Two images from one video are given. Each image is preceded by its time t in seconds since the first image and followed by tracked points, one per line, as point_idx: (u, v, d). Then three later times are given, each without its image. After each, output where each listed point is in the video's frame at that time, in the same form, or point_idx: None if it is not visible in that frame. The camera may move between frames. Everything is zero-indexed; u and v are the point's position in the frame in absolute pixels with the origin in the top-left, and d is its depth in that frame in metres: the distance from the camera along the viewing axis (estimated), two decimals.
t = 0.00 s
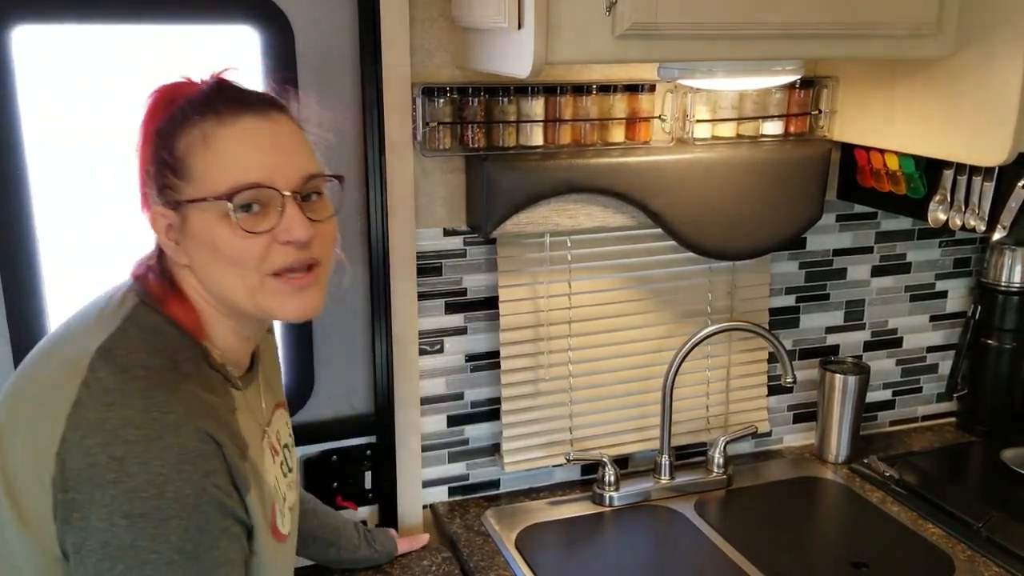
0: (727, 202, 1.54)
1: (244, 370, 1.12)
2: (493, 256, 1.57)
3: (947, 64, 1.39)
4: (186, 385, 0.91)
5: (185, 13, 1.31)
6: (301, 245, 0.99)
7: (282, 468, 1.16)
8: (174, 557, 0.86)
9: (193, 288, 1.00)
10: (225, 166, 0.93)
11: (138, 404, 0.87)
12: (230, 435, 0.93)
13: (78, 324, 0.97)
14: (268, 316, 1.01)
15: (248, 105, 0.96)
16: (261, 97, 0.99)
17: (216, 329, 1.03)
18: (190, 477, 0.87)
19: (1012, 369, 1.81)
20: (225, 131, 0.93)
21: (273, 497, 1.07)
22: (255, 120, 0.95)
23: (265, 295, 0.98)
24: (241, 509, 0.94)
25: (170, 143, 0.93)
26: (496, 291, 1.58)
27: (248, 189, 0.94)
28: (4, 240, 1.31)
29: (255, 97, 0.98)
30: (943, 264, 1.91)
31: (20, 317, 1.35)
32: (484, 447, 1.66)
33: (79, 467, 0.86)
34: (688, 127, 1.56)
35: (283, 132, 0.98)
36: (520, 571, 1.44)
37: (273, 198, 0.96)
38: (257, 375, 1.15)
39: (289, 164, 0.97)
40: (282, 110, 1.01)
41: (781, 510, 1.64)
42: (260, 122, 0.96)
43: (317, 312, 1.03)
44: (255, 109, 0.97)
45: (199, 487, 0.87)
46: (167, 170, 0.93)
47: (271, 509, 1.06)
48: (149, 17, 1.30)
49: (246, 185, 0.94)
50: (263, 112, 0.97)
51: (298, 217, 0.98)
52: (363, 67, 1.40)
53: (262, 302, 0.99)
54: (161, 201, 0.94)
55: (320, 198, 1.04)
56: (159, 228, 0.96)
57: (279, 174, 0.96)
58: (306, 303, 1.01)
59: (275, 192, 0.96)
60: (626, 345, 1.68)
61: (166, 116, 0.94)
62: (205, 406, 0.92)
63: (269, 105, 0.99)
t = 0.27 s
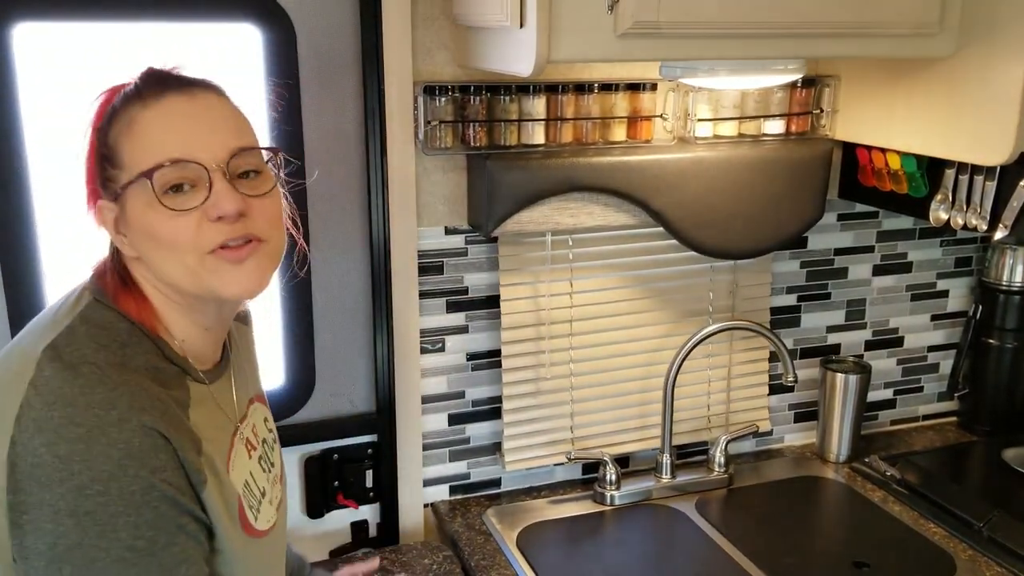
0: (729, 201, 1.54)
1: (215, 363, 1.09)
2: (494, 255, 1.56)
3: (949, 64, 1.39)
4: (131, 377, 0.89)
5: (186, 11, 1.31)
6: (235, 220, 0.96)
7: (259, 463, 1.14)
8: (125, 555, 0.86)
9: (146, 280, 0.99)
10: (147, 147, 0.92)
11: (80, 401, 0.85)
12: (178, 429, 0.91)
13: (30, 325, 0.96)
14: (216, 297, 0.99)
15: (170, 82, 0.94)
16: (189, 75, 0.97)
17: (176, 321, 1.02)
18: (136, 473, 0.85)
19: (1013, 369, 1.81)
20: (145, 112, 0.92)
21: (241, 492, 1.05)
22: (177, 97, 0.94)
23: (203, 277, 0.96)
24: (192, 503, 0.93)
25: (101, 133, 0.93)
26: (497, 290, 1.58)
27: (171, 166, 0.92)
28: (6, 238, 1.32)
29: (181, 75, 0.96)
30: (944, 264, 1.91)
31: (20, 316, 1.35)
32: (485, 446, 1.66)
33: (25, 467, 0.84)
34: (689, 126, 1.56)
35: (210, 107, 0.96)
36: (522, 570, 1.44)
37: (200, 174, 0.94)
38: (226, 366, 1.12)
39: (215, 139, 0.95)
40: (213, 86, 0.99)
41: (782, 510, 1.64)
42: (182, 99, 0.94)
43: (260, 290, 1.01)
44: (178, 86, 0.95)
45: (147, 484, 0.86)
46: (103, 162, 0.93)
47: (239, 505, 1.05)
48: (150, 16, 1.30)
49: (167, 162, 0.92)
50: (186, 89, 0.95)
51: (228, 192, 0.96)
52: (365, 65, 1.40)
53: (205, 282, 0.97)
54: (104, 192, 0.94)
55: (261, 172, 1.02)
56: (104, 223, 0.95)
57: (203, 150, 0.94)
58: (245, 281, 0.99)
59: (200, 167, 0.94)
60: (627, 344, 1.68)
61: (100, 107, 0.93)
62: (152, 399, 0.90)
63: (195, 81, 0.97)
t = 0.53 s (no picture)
0: (730, 200, 1.54)
1: (210, 359, 1.11)
2: (495, 253, 1.56)
3: (951, 62, 1.39)
4: (127, 358, 0.92)
5: (187, 8, 1.31)
6: (236, 222, 0.97)
7: (252, 458, 1.16)
8: (138, 530, 0.89)
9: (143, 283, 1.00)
10: (145, 155, 0.92)
11: (79, 380, 0.87)
12: (176, 407, 0.94)
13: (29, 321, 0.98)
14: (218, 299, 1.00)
15: (160, 87, 0.94)
16: (177, 78, 0.97)
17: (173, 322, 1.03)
18: (140, 449, 0.88)
19: (1014, 369, 1.81)
20: (140, 119, 0.92)
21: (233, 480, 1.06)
22: (170, 101, 0.94)
23: (207, 280, 0.97)
24: (194, 479, 0.96)
25: (96, 140, 0.93)
26: (498, 289, 1.58)
27: (170, 172, 0.93)
28: (6, 237, 1.31)
29: (170, 78, 0.96)
30: (945, 264, 1.90)
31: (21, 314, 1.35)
32: (485, 445, 1.65)
33: (27, 450, 0.86)
34: (690, 125, 1.56)
35: (202, 110, 0.96)
36: (522, 570, 1.44)
37: (199, 178, 0.95)
38: (224, 364, 1.14)
39: (211, 143, 0.96)
40: (202, 88, 0.99)
41: (782, 510, 1.64)
42: (175, 103, 0.94)
43: (264, 291, 1.02)
44: (168, 90, 0.95)
45: (152, 459, 0.89)
46: (100, 169, 0.93)
47: (231, 491, 1.07)
48: (151, 13, 1.29)
49: (166, 169, 0.92)
50: (176, 93, 0.95)
51: (228, 194, 0.96)
52: (366, 62, 1.40)
53: (208, 285, 0.98)
54: (99, 199, 0.94)
55: (253, 170, 1.02)
56: (102, 229, 0.95)
57: (201, 154, 0.95)
58: (250, 282, 1.00)
59: (199, 171, 0.95)
60: (628, 343, 1.68)
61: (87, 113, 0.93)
62: (150, 378, 0.92)
63: (184, 84, 0.97)
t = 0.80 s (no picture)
0: (731, 199, 1.53)
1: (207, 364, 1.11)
2: (496, 253, 1.56)
3: (954, 62, 1.39)
4: (114, 362, 0.91)
5: (188, 7, 1.31)
6: (224, 245, 0.96)
7: (249, 464, 1.15)
8: (130, 534, 0.88)
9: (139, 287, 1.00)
10: (141, 165, 0.92)
11: (64, 385, 0.87)
12: (165, 411, 0.93)
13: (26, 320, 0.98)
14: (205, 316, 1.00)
15: (166, 95, 0.93)
16: (188, 84, 0.96)
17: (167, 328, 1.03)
18: (127, 454, 0.87)
19: (1015, 369, 1.81)
20: (140, 128, 0.91)
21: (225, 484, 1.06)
22: (173, 112, 0.93)
23: (191, 299, 0.97)
24: (187, 483, 0.95)
25: (98, 142, 0.93)
26: (498, 288, 1.58)
27: (161, 188, 0.92)
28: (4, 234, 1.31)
29: (180, 85, 0.95)
30: (946, 264, 1.90)
31: (20, 313, 1.35)
32: (486, 444, 1.65)
33: (16, 454, 0.86)
34: (692, 124, 1.56)
35: (205, 124, 0.95)
36: (522, 569, 1.43)
37: (191, 197, 0.94)
38: (224, 368, 1.14)
39: (208, 161, 0.95)
40: (213, 97, 0.97)
41: (783, 509, 1.64)
42: (179, 114, 0.93)
43: (250, 314, 1.01)
44: (174, 99, 0.94)
45: (140, 465, 0.88)
46: (100, 170, 0.94)
47: (223, 493, 1.06)
48: (152, 12, 1.29)
49: (158, 185, 0.92)
50: (182, 102, 0.94)
51: (218, 218, 0.95)
52: (366, 60, 1.40)
53: (189, 304, 0.97)
54: (98, 199, 0.95)
55: (256, 190, 1.01)
56: (100, 228, 0.96)
57: (196, 172, 0.94)
58: (233, 305, 0.99)
59: (191, 189, 0.94)
60: (628, 343, 1.67)
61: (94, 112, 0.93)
62: (137, 384, 0.91)
63: (193, 91, 0.95)
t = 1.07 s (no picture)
0: (731, 198, 1.53)
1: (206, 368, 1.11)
2: (495, 252, 1.56)
3: (954, 60, 1.39)
4: (100, 368, 0.91)
5: (187, 5, 1.30)
6: (222, 264, 0.96)
7: (241, 471, 1.15)
8: (117, 540, 0.89)
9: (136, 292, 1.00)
10: (145, 177, 0.92)
11: (47, 392, 0.87)
12: (150, 417, 0.93)
13: (22, 320, 0.98)
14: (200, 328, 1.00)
15: (175, 109, 0.93)
16: (197, 97, 0.95)
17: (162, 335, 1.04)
18: (111, 461, 0.87)
19: (1016, 368, 1.80)
20: (145, 140, 0.91)
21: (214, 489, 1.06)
22: (181, 127, 0.92)
23: (187, 313, 0.97)
24: (174, 488, 0.95)
25: (102, 148, 0.93)
26: (498, 287, 1.57)
27: (163, 203, 0.92)
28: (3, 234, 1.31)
29: (190, 98, 0.95)
30: (947, 263, 1.90)
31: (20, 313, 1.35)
32: (486, 444, 1.65)
33: (3, 459, 0.86)
34: (692, 123, 1.55)
35: (212, 141, 0.94)
36: (522, 569, 1.43)
37: (192, 213, 0.94)
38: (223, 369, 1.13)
39: (212, 179, 0.94)
40: (222, 112, 0.97)
41: (783, 509, 1.64)
42: (186, 129, 0.93)
43: (245, 328, 1.01)
44: (183, 113, 0.93)
45: (124, 472, 0.88)
46: (101, 175, 0.93)
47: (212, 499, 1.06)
48: (151, 11, 1.29)
49: (160, 200, 0.92)
50: (191, 116, 0.94)
51: (219, 236, 0.95)
52: (366, 59, 1.39)
53: (186, 317, 0.97)
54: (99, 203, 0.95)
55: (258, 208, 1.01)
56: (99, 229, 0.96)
57: (199, 190, 0.94)
58: (229, 322, 0.99)
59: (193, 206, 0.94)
60: (628, 342, 1.67)
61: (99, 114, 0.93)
62: (123, 389, 0.91)
63: (202, 106, 0.95)
